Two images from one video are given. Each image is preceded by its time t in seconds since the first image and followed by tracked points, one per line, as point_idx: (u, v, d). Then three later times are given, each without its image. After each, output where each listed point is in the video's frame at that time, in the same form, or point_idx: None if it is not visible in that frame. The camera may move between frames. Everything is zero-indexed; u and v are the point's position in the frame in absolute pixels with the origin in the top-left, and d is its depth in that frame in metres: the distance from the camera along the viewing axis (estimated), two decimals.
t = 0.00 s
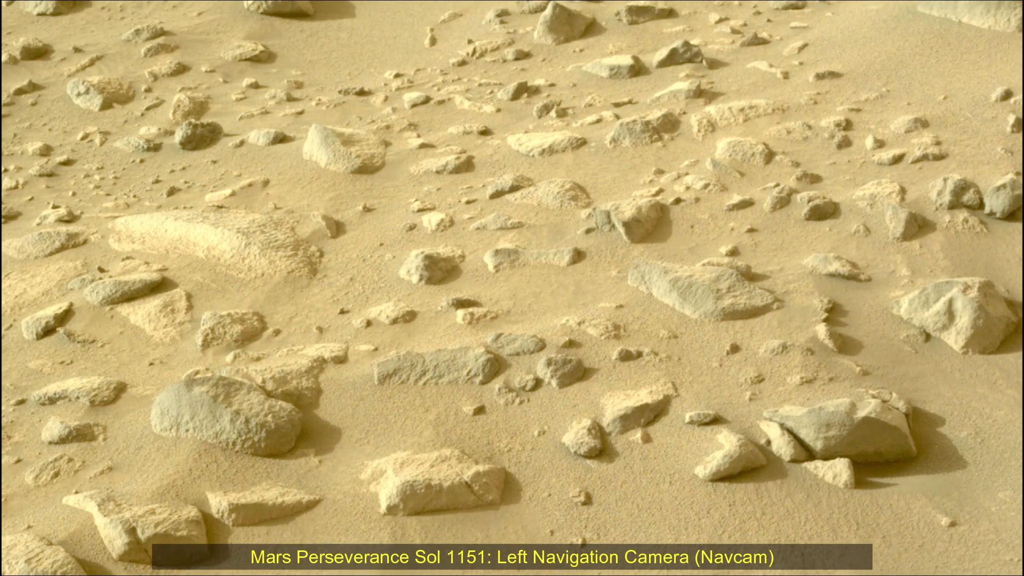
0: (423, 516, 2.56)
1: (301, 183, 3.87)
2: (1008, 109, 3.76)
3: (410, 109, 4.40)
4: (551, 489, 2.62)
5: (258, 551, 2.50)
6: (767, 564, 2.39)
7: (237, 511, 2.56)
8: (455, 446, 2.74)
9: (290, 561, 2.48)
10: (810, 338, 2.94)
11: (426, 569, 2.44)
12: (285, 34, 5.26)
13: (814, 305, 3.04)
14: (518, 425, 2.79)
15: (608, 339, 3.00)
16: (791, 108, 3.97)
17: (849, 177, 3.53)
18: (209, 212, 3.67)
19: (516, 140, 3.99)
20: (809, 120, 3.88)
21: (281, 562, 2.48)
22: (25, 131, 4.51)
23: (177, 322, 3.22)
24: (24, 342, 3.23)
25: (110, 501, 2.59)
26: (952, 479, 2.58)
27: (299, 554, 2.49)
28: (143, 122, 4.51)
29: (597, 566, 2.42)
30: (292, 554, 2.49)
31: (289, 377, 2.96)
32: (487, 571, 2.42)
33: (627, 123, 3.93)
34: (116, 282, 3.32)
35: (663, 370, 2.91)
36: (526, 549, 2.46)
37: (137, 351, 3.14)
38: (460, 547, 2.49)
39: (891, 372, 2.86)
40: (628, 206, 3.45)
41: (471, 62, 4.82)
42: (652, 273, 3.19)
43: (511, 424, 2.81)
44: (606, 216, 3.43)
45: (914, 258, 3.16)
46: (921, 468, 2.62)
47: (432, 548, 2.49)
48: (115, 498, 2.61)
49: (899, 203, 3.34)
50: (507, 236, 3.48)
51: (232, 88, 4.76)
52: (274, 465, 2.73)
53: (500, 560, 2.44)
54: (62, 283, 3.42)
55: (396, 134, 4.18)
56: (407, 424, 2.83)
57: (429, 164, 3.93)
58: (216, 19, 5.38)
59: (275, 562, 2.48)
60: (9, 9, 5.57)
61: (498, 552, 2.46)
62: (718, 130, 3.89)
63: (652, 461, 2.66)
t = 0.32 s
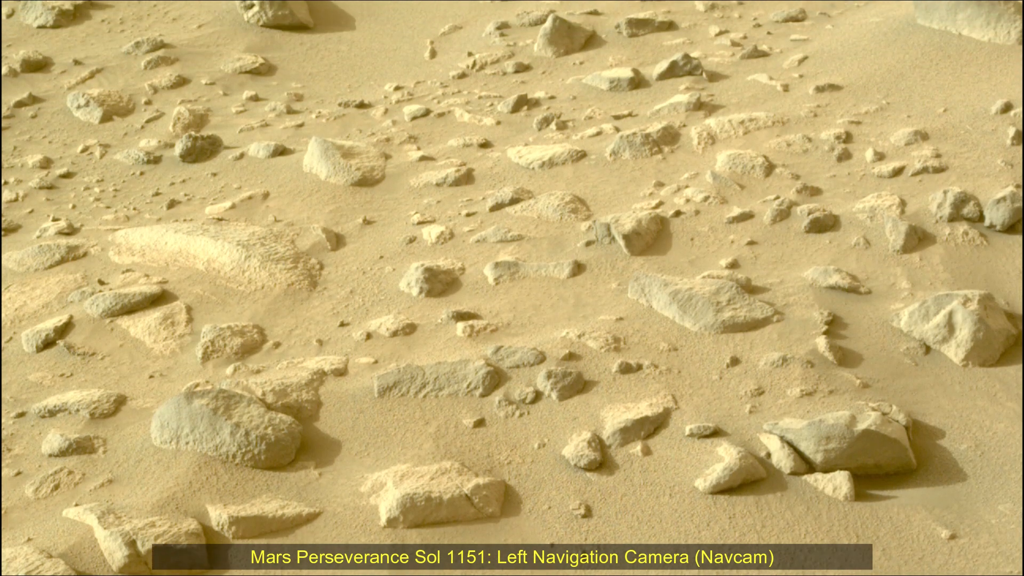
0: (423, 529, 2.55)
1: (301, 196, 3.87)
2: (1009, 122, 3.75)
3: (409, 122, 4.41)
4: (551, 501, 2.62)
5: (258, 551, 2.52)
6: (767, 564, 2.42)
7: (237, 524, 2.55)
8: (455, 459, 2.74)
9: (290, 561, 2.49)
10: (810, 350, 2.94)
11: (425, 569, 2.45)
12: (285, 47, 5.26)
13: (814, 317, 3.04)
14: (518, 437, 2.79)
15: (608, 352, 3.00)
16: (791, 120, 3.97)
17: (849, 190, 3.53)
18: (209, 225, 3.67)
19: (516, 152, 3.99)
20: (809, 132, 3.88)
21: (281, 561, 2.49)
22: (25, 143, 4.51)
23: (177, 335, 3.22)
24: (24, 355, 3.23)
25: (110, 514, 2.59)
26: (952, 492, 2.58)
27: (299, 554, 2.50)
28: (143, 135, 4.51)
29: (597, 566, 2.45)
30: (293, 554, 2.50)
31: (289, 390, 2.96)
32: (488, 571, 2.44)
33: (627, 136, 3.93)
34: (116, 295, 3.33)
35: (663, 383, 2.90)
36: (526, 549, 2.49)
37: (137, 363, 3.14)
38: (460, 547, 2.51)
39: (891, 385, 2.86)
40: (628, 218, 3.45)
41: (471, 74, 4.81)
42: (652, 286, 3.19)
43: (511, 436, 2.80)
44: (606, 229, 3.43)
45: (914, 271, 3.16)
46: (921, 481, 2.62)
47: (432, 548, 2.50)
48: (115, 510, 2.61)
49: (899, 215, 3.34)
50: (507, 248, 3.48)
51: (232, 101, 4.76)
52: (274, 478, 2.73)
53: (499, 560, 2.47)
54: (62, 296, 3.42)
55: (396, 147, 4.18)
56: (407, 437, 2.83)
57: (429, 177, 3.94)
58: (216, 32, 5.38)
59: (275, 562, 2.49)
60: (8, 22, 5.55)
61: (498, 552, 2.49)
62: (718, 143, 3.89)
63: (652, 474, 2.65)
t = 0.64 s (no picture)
0: (423, 542, 2.54)
1: (300, 209, 3.87)
2: (1009, 134, 3.75)
3: (409, 134, 4.41)
4: (551, 514, 2.61)
5: (259, 551, 2.54)
6: (767, 564, 2.45)
7: (237, 536, 2.54)
8: (455, 471, 2.74)
9: (290, 561, 2.52)
10: (810, 363, 2.94)
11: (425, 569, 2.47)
12: (285, 59, 5.26)
13: (814, 330, 3.04)
14: (518, 450, 2.79)
15: (608, 364, 3.00)
16: (791, 133, 3.97)
17: (849, 203, 3.54)
18: (209, 238, 3.68)
19: (516, 165, 3.99)
20: (809, 145, 3.88)
21: (281, 562, 2.52)
22: (25, 155, 4.51)
23: (177, 347, 3.22)
24: (24, 367, 3.23)
25: (111, 526, 2.59)
26: (952, 505, 2.57)
27: (299, 555, 2.53)
28: (143, 147, 4.51)
29: (598, 566, 2.47)
30: (293, 554, 2.53)
31: (289, 403, 2.96)
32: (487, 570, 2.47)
33: (627, 149, 3.93)
34: (116, 307, 3.33)
35: (663, 395, 2.90)
36: (526, 549, 2.52)
37: (137, 376, 3.14)
38: (460, 547, 2.53)
39: (891, 398, 2.86)
40: (628, 230, 3.45)
41: (471, 87, 4.81)
42: (652, 298, 3.19)
43: (511, 448, 2.80)
44: (606, 242, 3.43)
45: (914, 283, 3.17)
46: (921, 494, 2.62)
47: (432, 549, 2.52)
48: (115, 523, 2.60)
49: (899, 228, 3.34)
50: (507, 261, 3.48)
51: (232, 113, 4.76)
52: (274, 491, 2.72)
53: (500, 560, 2.49)
54: (62, 309, 3.42)
55: (396, 160, 4.18)
56: (407, 449, 2.83)
57: (429, 190, 3.93)
58: (217, 44, 5.38)
59: (275, 562, 2.52)
60: (8, 35, 5.55)
61: (498, 552, 2.51)
62: (718, 156, 3.89)
63: (652, 486, 2.65)
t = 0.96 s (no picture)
0: (423, 556, 2.53)
1: (300, 222, 3.87)
2: (1009, 146, 3.74)
3: (409, 147, 4.41)
4: (551, 526, 2.61)
5: (258, 551, 2.55)
6: (767, 563, 2.47)
7: (237, 549, 2.54)
8: (455, 484, 2.73)
9: (290, 561, 2.54)
10: (810, 375, 2.94)
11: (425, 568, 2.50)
12: (285, 72, 5.26)
13: (814, 343, 3.04)
14: (518, 462, 2.78)
15: (608, 377, 3.00)
16: (791, 145, 3.97)
17: (849, 216, 3.54)
18: (209, 250, 3.68)
19: (516, 177, 4.00)
20: (809, 157, 3.88)
21: (281, 561, 2.54)
22: (25, 168, 4.52)
23: (177, 360, 3.22)
24: (24, 380, 3.23)
25: (111, 539, 2.58)
26: (951, 517, 2.57)
27: (299, 554, 2.55)
28: (143, 159, 4.51)
29: (597, 565, 2.49)
30: (293, 554, 2.55)
31: (289, 415, 2.95)
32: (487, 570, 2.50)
33: (627, 161, 3.93)
34: (116, 320, 3.33)
35: (664, 408, 2.90)
36: (526, 549, 2.54)
37: (137, 389, 3.14)
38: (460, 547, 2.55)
39: (891, 411, 2.86)
40: (628, 243, 3.45)
41: (471, 99, 4.81)
42: (652, 311, 3.19)
43: (511, 461, 2.80)
44: (606, 254, 3.43)
45: (914, 296, 3.17)
46: (921, 506, 2.61)
47: (432, 549, 2.54)
48: (115, 535, 2.60)
49: (899, 240, 3.35)
50: (507, 273, 3.48)
51: (232, 126, 4.76)
52: (274, 503, 2.72)
53: (500, 560, 2.52)
54: (62, 321, 3.42)
55: (396, 172, 4.18)
56: (407, 462, 2.82)
57: (429, 202, 3.93)
58: (217, 57, 5.38)
59: (275, 562, 2.54)
60: (8, 47, 5.55)
61: (499, 552, 2.54)
62: (718, 168, 3.89)
63: (652, 499, 2.64)
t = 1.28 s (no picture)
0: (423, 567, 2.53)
1: (300, 234, 3.88)
2: (1009, 159, 3.74)
3: (409, 160, 4.41)
4: (550, 539, 2.60)
5: (258, 551, 2.58)
6: (767, 565, 2.49)
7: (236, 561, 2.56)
8: (455, 496, 2.73)
9: (290, 560, 2.57)
10: (811, 388, 2.94)
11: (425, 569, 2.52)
12: (285, 84, 5.26)
13: (814, 355, 3.04)
14: (518, 475, 2.78)
15: (608, 390, 3.00)
16: (791, 158, 3.97)
17: (849, 228, 3.54)
18: (209, 263, 3.68)
19: (516, 190, 4.00)
20: (809, 170, 3.88)
21: (280, 561, 2.57)
22: (25, 181, 4.52)
23: (177, 372, 3.22)
24: (24, 393, 3.23)
25: (110, 552, 2.58)
26: (951, 530, 2.57)
27: (299, 554, 2.58)
28: (143, 172, 4.51)
29: (599, 566, 2.53)
30: (292, 554, 2.58)
31: (289, 428, 2.95)
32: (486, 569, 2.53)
33: (627, 174, 3.93)
34: (116, 333, 3.33)
35: (664, 421, 2.90)
36: (526, 549, 2.58)
37: (137, 402, 3.14)
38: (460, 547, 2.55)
39: (891, 423, 2.85)
40: (628, 256, 3.45)
41: (471, 112, 4.82)
42: (652, 323, 3.19)
43: (511, 474, 2.79)
44: (606, 267, 3.43)
45: (914, 309, 3.17)
46: (921, 519, 2.61)
47: (432, 549, 2.54)
48: (115, 548, 2.60)
49: (899, 253, 3.35)
50: (507, 286, 3.48)
51: (232, 139, 4.76)
52: (274, 516, 2.71)
53: (500, 560, 2.55)
54: (62, 334, 3.42)
55: (396, 185, 4.18)
56: (407, 474, 2.82)
57: (429, 215, 3.93)
58: (216, 69, 5.37)
59: (274, 562, 2.57)
60: (8, 60, 5.56)
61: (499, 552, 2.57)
62: (718, 181, 3.89)
63: (652, 512, 2.64)
